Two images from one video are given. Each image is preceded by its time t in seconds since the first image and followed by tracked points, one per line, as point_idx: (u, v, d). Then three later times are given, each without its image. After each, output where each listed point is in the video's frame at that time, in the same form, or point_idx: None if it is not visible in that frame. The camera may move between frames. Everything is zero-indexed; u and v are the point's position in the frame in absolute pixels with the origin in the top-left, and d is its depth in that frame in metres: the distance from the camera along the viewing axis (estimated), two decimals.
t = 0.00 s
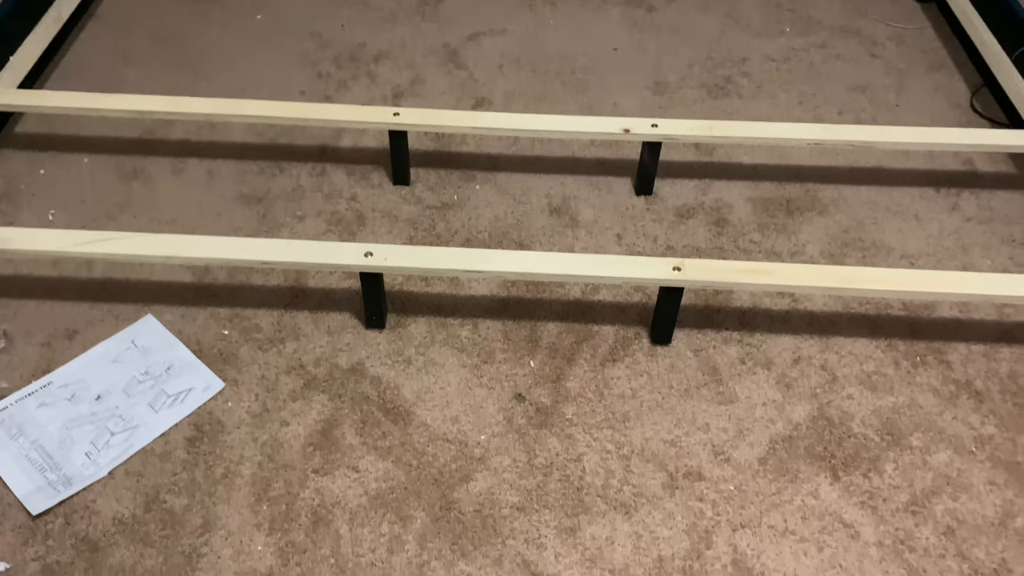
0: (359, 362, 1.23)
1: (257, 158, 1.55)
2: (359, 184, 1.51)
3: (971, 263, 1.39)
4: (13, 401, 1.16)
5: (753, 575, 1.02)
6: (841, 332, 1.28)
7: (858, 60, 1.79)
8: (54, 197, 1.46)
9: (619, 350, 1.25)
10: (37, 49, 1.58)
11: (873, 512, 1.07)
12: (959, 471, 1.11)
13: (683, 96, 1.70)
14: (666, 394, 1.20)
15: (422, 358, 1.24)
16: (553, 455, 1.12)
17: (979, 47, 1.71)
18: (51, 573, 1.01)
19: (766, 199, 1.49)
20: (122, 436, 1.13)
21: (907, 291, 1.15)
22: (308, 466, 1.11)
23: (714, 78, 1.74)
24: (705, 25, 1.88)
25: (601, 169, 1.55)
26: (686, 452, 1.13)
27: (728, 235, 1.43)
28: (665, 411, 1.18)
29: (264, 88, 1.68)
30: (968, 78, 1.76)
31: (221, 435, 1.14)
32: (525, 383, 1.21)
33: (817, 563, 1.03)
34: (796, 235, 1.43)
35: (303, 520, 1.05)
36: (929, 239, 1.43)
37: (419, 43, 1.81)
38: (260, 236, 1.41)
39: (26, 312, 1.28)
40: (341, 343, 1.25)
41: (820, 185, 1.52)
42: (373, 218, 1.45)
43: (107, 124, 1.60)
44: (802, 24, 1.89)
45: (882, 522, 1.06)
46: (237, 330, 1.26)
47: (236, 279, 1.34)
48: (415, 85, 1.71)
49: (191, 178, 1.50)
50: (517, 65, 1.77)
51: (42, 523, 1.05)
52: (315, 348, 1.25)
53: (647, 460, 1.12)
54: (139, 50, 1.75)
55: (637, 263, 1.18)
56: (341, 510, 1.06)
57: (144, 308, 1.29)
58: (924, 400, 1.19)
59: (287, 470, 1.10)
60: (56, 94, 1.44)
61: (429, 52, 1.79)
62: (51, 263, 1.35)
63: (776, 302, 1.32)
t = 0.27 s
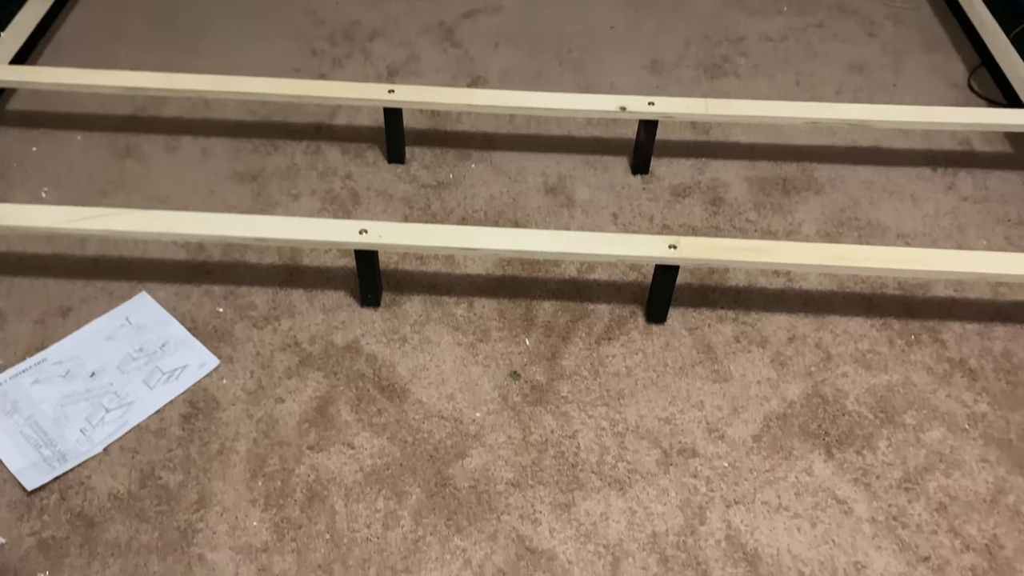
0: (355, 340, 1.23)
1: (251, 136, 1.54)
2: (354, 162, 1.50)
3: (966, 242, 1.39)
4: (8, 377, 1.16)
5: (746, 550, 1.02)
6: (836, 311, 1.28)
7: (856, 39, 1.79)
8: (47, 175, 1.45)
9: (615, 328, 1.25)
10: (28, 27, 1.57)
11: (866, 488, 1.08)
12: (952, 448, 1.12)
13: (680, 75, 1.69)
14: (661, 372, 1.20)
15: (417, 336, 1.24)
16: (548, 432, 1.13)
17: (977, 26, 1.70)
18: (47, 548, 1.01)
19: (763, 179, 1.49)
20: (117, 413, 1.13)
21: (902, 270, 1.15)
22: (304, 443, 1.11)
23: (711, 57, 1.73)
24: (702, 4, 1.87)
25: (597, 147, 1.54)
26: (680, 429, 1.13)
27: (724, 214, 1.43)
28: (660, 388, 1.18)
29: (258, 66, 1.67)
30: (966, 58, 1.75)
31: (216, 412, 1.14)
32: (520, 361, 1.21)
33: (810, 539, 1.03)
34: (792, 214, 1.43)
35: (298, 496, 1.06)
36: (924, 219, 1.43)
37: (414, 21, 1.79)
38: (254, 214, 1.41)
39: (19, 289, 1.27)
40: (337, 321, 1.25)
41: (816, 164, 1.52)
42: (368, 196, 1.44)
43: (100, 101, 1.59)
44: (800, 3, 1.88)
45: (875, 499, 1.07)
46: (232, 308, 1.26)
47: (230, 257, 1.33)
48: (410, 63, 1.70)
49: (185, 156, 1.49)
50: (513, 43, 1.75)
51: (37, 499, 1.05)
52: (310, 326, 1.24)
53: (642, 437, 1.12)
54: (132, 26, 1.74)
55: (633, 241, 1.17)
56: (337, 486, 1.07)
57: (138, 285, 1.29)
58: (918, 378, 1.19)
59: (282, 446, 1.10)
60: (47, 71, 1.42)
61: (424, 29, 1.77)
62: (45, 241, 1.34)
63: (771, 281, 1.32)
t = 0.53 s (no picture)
0: (353, 308, 1.23)
1: (249, 103, 1.53)
2: (353, 130, 1.49)
3: (966, 216, 1.39)
4: (7, 341, 1.16)
5: (742, 517, 1.03)
6: (835, 283, 1.28)
7: (860, 12, 1.77)
8: (44, 140, 1.44)
9: (614, 298, 1.25)
10: None
11: (862, 458, 1.08)
12: (948, 419, 1.12)
13: (682, 46, 1.68)
14: (660, 342, 1.20)
15: (416, 305, 1.24)
16: (546, 400, 1.13)
17: None
18: (47, 510, 1.01)
19: (764, 151, 1.48)
20: (116, 377, 1.13)
21: (902, 241, 1.15)
22: (303, 408, 1.11)
23: (713, 28, 1.72)
24: None
25: (597, 118, 1.54)
26: (678, 398, 1.14)
27: (724, 186, 1.42)
28: (659, 358, 1.18)
29: (256, 33, 1.65)
30: (969, 31, 1.74)
31: (215, 377, 1.14)
32: (519, 330, 1.21)
33: (806, 507, 1.04)
34: (792, 187, 1.42)
35: (297, 461, 1.06)
36: (925, 192, 1.42)
37: None
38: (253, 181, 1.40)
39: (17, 254, 1.27)
40: (335, 288, 1.25)
41: (818, 137, 1.51)
42: (367, 165, 1.44)
43: (96, 67, 1.57)
44: None
45: (870, 468, 1.07)
46: (230, 275, 1.26)
47: (229, 224, 1.33)
48: (409, 31, 1.68)
49: (183, 122, 1.48)
50: (514, 12, 1.74)
51: (37, 461, 1.05)
52: (309, 293, 1.24)
53: (639, 405, 1.13)
54: None
55: (633, 210, 1.17)
56: (336, 451, 1.07)
57: (136, 251, 1.28)
58: (916, 350, 1.20)
59: (281, 412, 1.11)
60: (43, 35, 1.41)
61: None
62: (42, 206, 1.33)
63: (771, 252, 1.32)
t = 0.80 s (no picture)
0: (354, 278, 1.22)
1: (249, 72, 1.52)
2: (354, 100, 1.48)
3: (970, 192, 1.38)
4: (7, 307, 1.16)
5: (740, 488, 1.03)
6: (837, 258, 1.27)
7: None
8: (43, 107, 1.43)
9: (615, 271, 1.25)
10: None
11: (861, 431, 1.09)
12: (947, 394, 1.12)
13: (687, 19, 1.66)
14: (660, 314, 1.20)
15: (417, 276, 1.23)
16: (546, 370, 1.13)
17: None
18: (48, 474, 1.02)
19: (768, 125, 1.47)
20: (116, 344, 1.13)
21: (906, 215, 1.15)
22: (303, 376, 1.11)
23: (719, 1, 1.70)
24: None
25: (601, 90, 1.52)
26: (678, 370, 1.14)
27: (728, 160, 1.42)
28: (659, 330, 1.18)
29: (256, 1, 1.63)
30: (978, 7, 1.72)
31: (215, 345, 1.14)
32: (519, 301, 1.21)
33: (804, 478, 1.04)
34: (796, 161, 1.42)
35: (298, 428, 1.06)
36: (929, 168, 1.42)
37: None
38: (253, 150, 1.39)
39: (16, 220, 1.26)
40: (336, 258, 1.25)
41: (823, 111, 1.50)
42: (368, 135, 1.43)
43: (95, 33, 1.56)
44: None
45: (869, 441, 1.08)
46: (231, 243, 1.26)
47: (229, 193, 1.32)
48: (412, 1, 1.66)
49: (183, 90, 1.47)
50: None
51: (38, 426, 1.06)
52: (310, 263, 1.24)
53: (639, 377, 1.13)
54: None
55: (636, 182, 1.16)
56: (336, 419, 1.07)
57: (136, 219, 1.28)
58: (916, 325, 1.20)
59: (281, 379, 1.11)
60: None
61: None
62: (42, 172, 1.33)
63: (773, 226, 1.31)
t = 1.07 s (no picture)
0: (355, 257, 1.22)
1: (250, 51, 1.51)
2: (355, 80, 1.47)
3: (973, 174, 1.38)
4: (7, 285, 1.16)
5: (739, 468, 1.04)
6: (838, 239, 1.27)
7: None
8: (43, 85, 1.42)
9: (616, 252, 1.25)
10: None
11: (860, 411, 1.09)
12: (947, 374, 1.12)
13: None
14: (661, 295, 1.20)
15: (417, 256, 1.23)
16: (546, 350, 1.13)
17: None
18: (50, 451, 1.02)
19: (770, 106, 1.46)
20: (117, 323, 1.13)
21: (908, 196, 1.14)
22: (304, 355, 1.11)
23: None
24: None
25: (602, 71, 1.51)
26: (678, 350, 1.14)
27: (730, 140, 1.41)
28: (659, 311, 1.18)
29: None
30: None
31: (216, 324, 1.14)
32: (520, 282, 1.21)
33: (802, 458, 1.05)
34: (798, 142, 1.41)
35: (298, 406, 1.07)
36: (932, 150, 1.41)
37: None
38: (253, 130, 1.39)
39: (17, 199, 1.26)
40: (336, 238, 1.24)
41: (826, 92, 1.49)
42: (369, 115, 1.42)
43: (95, 12, 1.55)
44: None
45: (868, 422, 1.08)
46: (231, 223, 1.25)
47: (229, 172, 1.32)
48: None
49: (183, 69, 1.47)
50: None
51: (39, 404, 1.06)
52: (310, 242, 1.24)
53: (639, 357, 1.13)
54: None
55: (638, 162, 1.16)
56: (336, 397, 1.08)
57: (137, 198, 1.28)
58: (917, 306, 1.19)
59: (282, 358, 1.11)
60: None
61: None
62: (42, 151, 1.32)
63: (775, 207, 1.31)
